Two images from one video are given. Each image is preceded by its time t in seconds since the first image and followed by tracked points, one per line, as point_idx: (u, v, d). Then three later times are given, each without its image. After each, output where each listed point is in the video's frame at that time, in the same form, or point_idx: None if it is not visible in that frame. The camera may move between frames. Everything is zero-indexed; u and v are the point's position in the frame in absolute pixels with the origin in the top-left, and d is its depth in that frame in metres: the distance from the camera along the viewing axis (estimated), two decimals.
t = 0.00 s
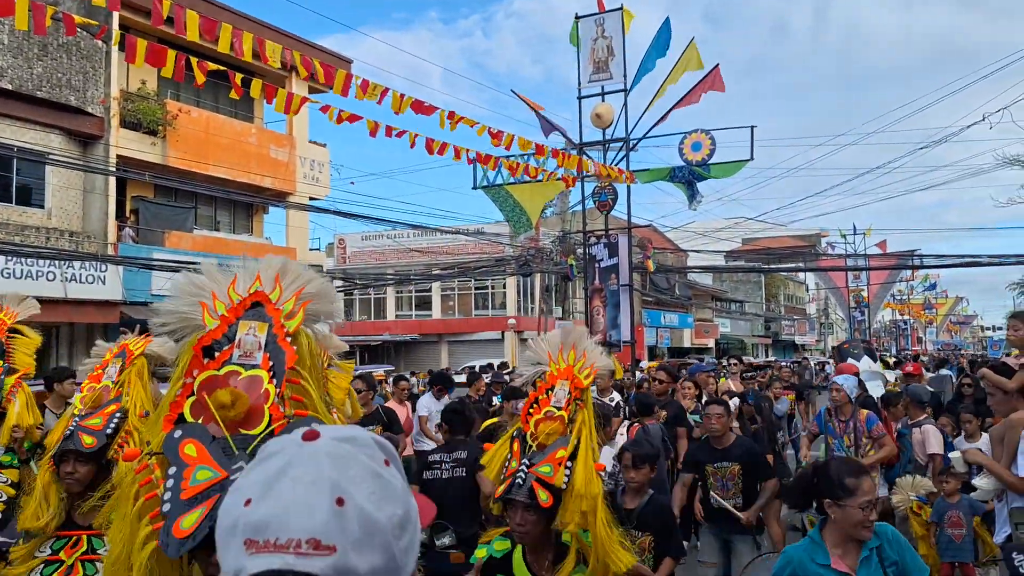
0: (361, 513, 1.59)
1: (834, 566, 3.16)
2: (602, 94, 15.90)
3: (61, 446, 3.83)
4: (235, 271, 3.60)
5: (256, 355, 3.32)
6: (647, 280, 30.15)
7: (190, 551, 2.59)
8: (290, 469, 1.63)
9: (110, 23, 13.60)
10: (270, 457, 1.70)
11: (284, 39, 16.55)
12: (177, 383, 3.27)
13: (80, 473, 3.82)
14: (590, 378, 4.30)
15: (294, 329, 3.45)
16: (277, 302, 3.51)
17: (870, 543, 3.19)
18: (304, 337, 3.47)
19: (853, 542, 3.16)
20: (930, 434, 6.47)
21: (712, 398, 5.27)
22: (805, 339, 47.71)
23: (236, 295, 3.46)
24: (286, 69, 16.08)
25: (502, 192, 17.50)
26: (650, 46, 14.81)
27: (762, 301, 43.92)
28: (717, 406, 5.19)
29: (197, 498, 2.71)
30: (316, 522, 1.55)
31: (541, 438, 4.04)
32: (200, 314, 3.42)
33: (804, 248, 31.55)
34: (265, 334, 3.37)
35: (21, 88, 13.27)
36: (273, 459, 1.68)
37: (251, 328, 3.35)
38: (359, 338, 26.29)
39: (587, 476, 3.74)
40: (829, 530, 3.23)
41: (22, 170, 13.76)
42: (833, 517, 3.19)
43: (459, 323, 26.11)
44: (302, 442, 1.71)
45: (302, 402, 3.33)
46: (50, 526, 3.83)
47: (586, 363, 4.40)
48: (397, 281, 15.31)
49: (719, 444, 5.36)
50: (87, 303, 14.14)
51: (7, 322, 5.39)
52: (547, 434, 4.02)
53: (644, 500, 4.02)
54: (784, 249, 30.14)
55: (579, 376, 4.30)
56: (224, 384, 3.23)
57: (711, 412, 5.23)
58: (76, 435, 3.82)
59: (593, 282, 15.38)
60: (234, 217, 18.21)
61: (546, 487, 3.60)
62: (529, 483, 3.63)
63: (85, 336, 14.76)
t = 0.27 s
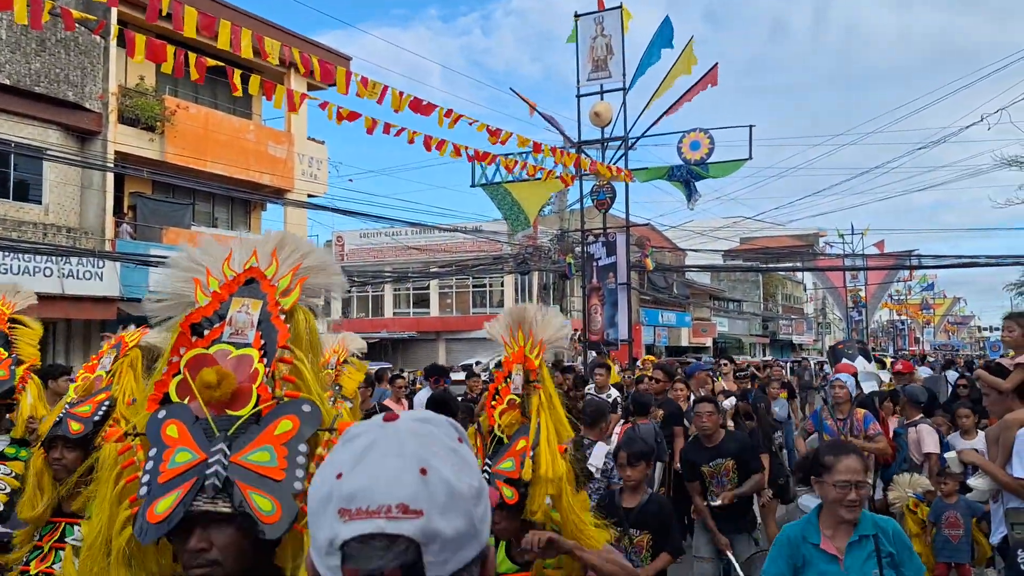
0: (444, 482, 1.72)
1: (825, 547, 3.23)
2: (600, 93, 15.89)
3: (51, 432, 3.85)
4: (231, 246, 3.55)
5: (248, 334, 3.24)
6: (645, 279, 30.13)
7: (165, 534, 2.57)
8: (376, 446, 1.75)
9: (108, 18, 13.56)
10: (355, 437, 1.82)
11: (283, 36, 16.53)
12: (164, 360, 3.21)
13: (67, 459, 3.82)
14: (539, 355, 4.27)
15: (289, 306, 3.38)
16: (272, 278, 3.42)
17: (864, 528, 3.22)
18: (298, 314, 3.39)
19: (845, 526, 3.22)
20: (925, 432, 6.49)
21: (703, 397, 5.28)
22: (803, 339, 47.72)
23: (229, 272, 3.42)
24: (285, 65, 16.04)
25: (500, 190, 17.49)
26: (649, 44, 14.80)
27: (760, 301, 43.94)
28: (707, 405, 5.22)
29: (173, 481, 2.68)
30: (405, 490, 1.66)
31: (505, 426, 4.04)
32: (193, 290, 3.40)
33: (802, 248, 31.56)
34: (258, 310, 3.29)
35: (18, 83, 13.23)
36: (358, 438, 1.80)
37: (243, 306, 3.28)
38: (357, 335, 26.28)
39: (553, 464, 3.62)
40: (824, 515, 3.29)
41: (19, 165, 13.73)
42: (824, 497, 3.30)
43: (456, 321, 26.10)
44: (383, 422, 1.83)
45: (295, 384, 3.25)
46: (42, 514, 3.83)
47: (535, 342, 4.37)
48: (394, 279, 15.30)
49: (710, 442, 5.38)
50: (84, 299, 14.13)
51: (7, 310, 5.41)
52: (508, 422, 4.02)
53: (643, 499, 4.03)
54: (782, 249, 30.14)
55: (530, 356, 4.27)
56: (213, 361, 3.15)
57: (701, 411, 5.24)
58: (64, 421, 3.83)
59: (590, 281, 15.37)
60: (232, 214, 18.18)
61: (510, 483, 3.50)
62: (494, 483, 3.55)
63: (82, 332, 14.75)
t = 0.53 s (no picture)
0: (472, 477, 1.63)
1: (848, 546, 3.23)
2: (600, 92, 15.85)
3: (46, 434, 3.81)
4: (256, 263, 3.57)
5: (249, 349, 3.21)
6: (644, 278, 30.11)
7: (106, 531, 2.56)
8: (400, 438, 1.66)
9: (107, 15, 13.53)
10: (374, 431, 1.72)
11: (282, 34, 16.49)
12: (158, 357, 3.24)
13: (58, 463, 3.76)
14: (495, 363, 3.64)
15: (299, 331, 3.34)
16: (289, 300, 3.43)
17: (882, 536, 3.08)
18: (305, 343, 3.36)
19: (864, 525, 3.16)
20: (925, 433, 6.35)
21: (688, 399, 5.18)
22: (802, 339, 47.70)
23: (249, 284, 3.43)
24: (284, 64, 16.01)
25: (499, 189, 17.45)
26: (649, 44, 14.76)
27: (759, 302, 43.93)
28: (692, 409, 5.14)
29: (127, 480, 2.70)
30: (434, 486, 1.58)
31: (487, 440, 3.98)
32: (209, 296, 3.39)
33: (802, 249, 31.54)
34: (266, 328, 3.27)
35: (16, 80, 13.19)
36: (379, 432, 1.71)
37: (251, 321, 3.27)
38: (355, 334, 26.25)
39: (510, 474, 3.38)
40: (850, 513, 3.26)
41: (17, 162, 13.68)
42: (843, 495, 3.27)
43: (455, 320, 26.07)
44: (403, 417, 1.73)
45: (283, 412, 3.15)
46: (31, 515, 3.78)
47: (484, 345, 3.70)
48: (393, 277, 15.26)
49: (698, 445, 5.29)
50: (81, 297, 14.09)
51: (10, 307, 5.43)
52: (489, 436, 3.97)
53: (646, 502, 3.98)
54: (781, 249, 30.13)
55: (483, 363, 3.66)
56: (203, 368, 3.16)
57: (688, 415, 5.16)
58: (59, 424, 3.80)
59: (589, 280, 15.33)
60: (231, 212, 18.15)
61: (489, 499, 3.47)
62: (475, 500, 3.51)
63: (79, 330, 14.71)
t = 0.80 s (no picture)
0: (456, 484, 1.65)
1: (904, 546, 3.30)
2: (599, 92, 15.85)
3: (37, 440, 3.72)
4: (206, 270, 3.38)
5: (191, 362, 3.00)
6: (643, 278, 30.10)
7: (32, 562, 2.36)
8: (385, 447, 1.67)
9: (106, 14, 13.50)
10: (357, 442, 1.72)
11: (281, 33, 16.47)
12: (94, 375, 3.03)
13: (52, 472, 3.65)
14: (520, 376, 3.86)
15: (242, 342, 3.10)
16: (233, 309, 3.20)
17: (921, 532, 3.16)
18: (248, 355, 3.14)
19: (913, 524, 3.22)
20: (927, 435, 6.34)
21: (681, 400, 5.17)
22: (801, 339, 47.69)
23: (194, 294, 3.25)
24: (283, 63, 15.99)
25: (498, 188, 17.43)
26: (648, 43, 14.76)
27: (757, 302, 43.94)
28: (683, 409, 5.11)
29: (57, 508, 2.50)
30: (420, 491, 1.59)
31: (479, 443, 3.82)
32: (153, 305, 3.23)
33: (800, 249, 31.54)
34: (208, 340, 3.06)
35: (14, 78, 13.15)
36: (362, 443, 1.71)
37: (192, 333, 3.06)
38: (354, 333, 26.22)
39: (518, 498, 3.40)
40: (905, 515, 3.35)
41: (14, 161, 13.65)
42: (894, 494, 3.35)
43: (454, 319, 26.06)
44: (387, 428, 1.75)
45: (221, 426, 3.01)
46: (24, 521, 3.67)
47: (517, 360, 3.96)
48: (391, 277, 15.25)
49: (689, 447, 5.27)
50: (79, 296, 14.06)
51: None
52: (483, 441, 3.79)
53: (646, 502, 3.96)
54: (780, 249, 30.13)
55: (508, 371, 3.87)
56: (141, 387, 2.94)
57: (679, 416, 5.14)
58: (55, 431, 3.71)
59: (588, 280, 15.31)
60: (229, 211, 18.11)
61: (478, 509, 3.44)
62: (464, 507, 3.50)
63: (77, 329, 14.67)
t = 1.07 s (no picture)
0: (401, 507, 1.63)
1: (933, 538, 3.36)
2: (598, 93, 15.89)
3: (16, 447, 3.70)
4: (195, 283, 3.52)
5: (184, 372, 3.12)
6: (641, 279, 30.16)
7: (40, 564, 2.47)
8: (329, 465, 1.65)
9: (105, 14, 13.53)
10: (300, 456, 1.71)
11: (280, 34, 16.50)
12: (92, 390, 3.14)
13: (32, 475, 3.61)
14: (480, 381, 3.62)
15: (234, 351, 3.23)
16: (224, 320, 3.33)
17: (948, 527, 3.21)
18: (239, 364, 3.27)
19: (940, 518, 3.28)
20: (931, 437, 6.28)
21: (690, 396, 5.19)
22: (799, 340, 47.77)
23: (185, 307, 3.36)
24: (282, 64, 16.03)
25: (497, 189, 17.47)
26: (646, 45, 14.80)
27: (756, 302, 44.02)
28: (691, 405, 5.14)
29: (62, 513, 2.61)
30: (361, 515, 1.58)
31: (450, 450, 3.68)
32: (145, 319, 3.35)
33: (799, 250, 31.63)
34: (201, 350, 3.18)
35: (13, 79, 13.17)
36: (306, 456, 1.69)
37: (186, 344, 3.18)
38: (353, 333, 26.26)
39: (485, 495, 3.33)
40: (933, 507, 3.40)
41: (13, 161, 13.66)
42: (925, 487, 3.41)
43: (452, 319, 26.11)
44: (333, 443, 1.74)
45: (218, 432, 3.10)
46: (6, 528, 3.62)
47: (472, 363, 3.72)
48: (390, 277, 15.26)
49: (692, 443, 5.33)
50: (79, 296, 14.09)
51: None
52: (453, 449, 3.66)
53: (635, 507, 3.89)
54: (779, 250, 30.19)
55: (467, 377, 3.65)
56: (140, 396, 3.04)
57: (687, 411, 5.16)
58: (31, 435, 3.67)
59: (586, 280, 15.34)
60: (229, 212, 18.15)
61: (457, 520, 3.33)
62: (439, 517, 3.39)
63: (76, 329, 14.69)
